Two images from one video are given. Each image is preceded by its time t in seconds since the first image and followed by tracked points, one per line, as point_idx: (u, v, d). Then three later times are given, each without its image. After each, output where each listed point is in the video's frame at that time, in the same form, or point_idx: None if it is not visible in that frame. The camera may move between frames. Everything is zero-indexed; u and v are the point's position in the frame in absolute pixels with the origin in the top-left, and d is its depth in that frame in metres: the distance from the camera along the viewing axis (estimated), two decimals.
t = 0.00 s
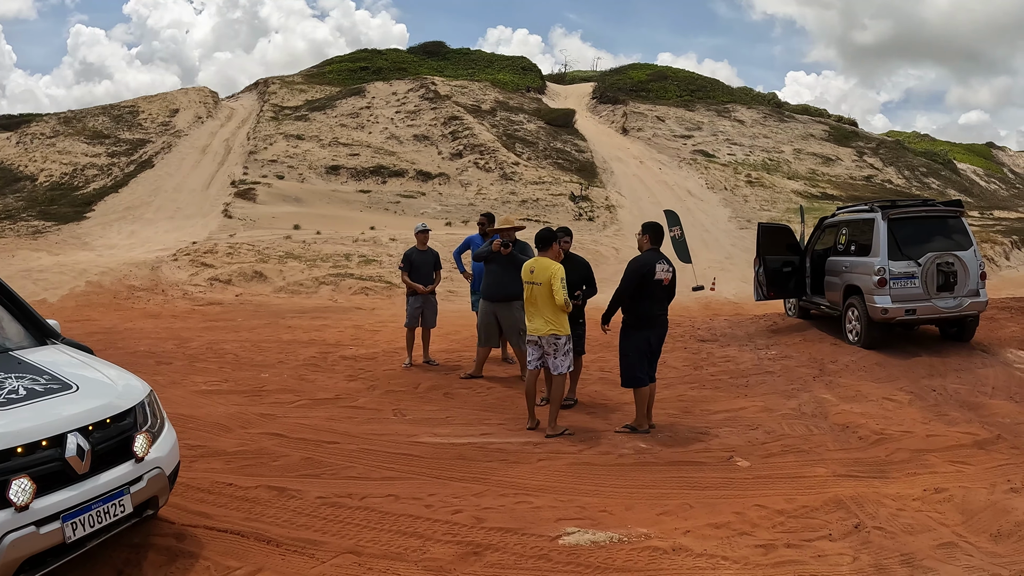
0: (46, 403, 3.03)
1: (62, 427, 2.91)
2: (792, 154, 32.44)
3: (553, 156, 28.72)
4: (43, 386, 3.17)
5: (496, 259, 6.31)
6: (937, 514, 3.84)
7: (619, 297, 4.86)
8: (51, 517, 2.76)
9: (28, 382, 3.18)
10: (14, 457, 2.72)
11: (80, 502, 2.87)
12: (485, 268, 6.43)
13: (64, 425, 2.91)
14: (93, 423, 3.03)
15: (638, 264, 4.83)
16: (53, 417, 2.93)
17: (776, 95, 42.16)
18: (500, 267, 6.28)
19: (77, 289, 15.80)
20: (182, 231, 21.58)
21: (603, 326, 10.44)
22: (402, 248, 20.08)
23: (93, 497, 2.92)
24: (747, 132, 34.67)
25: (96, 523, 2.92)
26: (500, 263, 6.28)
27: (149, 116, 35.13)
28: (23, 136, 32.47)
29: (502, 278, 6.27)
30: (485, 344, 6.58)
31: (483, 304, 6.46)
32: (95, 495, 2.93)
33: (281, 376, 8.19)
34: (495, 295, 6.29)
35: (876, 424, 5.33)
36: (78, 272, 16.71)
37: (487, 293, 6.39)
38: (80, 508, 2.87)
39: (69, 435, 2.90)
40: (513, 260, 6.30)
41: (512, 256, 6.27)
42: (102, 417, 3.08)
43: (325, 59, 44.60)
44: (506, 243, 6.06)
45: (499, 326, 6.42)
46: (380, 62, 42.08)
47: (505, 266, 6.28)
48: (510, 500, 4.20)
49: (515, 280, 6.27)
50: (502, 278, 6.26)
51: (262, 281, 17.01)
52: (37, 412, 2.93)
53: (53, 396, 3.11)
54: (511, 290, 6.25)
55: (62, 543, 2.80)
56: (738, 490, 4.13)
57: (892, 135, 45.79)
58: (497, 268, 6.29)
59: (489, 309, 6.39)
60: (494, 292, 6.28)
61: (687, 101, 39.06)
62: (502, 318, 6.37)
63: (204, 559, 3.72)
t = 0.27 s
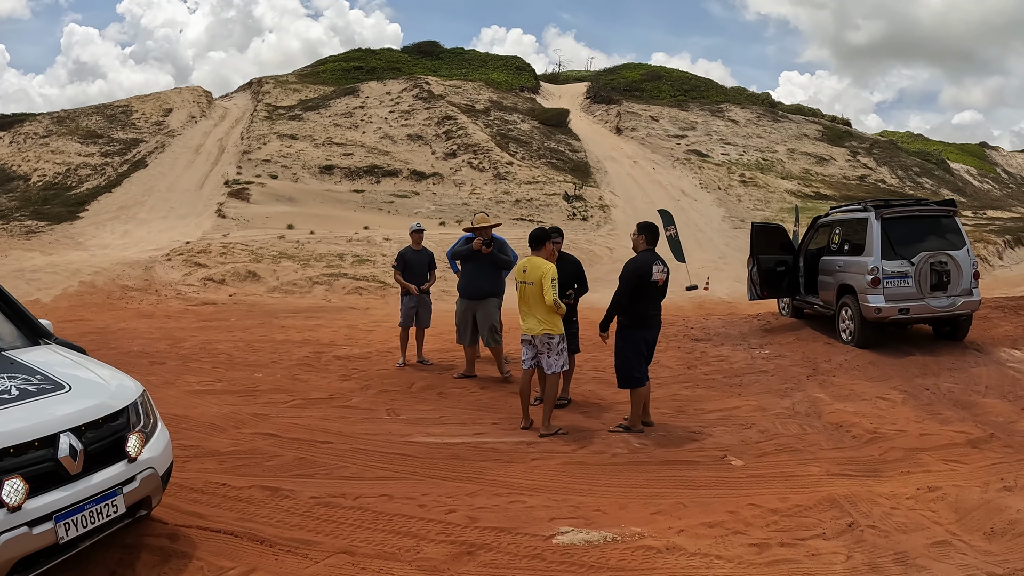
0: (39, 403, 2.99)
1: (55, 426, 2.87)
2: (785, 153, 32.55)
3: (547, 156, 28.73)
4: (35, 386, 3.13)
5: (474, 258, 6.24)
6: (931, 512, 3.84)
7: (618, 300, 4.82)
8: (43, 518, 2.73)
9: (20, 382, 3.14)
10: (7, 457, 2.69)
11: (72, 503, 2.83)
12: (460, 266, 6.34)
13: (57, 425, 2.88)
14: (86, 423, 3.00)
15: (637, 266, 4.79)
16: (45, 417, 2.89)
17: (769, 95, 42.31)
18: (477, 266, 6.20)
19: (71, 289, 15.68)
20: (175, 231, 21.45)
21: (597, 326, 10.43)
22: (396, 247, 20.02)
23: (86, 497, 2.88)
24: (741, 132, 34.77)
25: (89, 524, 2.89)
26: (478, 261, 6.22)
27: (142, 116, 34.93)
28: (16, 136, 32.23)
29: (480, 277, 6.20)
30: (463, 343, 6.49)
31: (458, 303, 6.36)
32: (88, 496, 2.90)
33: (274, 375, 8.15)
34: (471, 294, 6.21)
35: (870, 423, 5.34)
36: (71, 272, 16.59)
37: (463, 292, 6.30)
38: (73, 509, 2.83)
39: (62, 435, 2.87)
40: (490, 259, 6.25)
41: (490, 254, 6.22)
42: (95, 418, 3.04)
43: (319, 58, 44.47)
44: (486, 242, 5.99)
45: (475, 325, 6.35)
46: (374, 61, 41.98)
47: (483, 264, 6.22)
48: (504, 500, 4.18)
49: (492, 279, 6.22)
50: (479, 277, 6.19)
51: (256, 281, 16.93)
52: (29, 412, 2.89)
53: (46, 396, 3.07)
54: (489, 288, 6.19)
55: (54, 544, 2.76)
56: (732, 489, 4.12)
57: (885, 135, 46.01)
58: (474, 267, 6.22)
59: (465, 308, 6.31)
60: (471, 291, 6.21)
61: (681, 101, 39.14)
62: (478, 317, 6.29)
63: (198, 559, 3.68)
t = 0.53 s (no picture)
0: (29, 401, 2.94)
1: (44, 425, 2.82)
2: (781, 154, 32.62)
3: (542, 156, 28.72)
4: (25, 385, 3.08)
5: (462, 259, 6.19)
6: (927, 512, 3.82)
7: (621, 301, 4.73)
8: (33, 517, 2.68)
9: (10, 380, 3.09)
10: None
11: (62, 501, 2.78)
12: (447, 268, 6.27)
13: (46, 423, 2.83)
14: (75, 422, 2.95)
15: (639, 265, 4.74)
16: (35, 415, 2.84)
17: (764, 96, 42.40)
18: (465, 266, 6.16)
19: (65, 288, 15.58)
20: (170, 230, 21.33)
21: (592, 325, 10.41)
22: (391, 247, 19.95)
23: (75, 496, 2.84)
24: (736, 132, 34.83)
25: (79, 522, 2.84)
26: (466, 262, 6.18)
27: (137, 115, 34.75)
28: (11, 135, 32.05)
29: (468, 277, 6.15)
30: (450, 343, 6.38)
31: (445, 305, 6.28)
32: (78, 494, 2.85)
33: (268, 374, 8.09)
34: (460, 295, 6.14)
35: (865, 423, 5.33)
36: (65, 272, 16.47)
37: (450, 293, 6.23)
38: (63, 508, 2.78)
39: (52, 433, 2.83)
40: (478, 259, 6.23)
41: (478, 254, 6.20)
42: (85, 416, 3.00)
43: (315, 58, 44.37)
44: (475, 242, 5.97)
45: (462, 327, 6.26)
46: (369, 61, 41.91)
47: (471, 265, 6.18)
48: (498, 499, 4.14)
49: (481, 280, 6.17)
50: (467, 277, 6.14)
51: (250, 281, 16.84)
52: (20, 410, 2.84)
53: (36, 394, 3.02)
54: (477, 289, 6.14)
55: (44, 542, 2.72)
56: (727, 488, 4.10)
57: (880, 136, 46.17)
58: (463, 267, 6.17)
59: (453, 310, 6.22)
60: (459, 292, 6.13)
61: (676, 101, 39.20)
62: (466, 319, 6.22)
63: (189, 559, 3.64)
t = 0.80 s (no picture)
0: (7, 401, 2.84)
1: (23, 426, 2.73)
2: (777, 154, 32.65)
3: (538, 156, 28.65)
4: (5, 384, 2.98)
5: (454, 259, 6.10)
6: (927, 514, 3.75)
7: (620, 298, 4.63)
8: (12, 520, 2.59)
9: None
10: None
11: (41, 504, 2.69)
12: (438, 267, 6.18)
13: (25, 424, 2.74)
14: (56, 422, 2.85)
15: (639, 262, 4.65)
16: (14, 415, 2.75)
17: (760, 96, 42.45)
18: (457, 267, 6.06)
19: (58, 288, 15.42)
20: (164, 230, 21.17)
21: (587, 325, 10.33)
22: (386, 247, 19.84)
23: (55, 499, 2.74)
24: (732, 132, 34.85)
25: (59, 526, 2.75)
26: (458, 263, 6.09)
27: (131, 115, 34.52)
28: (5, 134, 31.82)
29: (459, 278, 6.05)
30: (434, 344, 6.25)
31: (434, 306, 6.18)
32: (59, 497, 2.76)
33: (259, 374, 7.98)
34: (450, 296, 6.03)
35: (864, 423, 5.26)
36: (58, 272, 16.31)
37: (441, 294, 6.12)
38: (42, 510, 2.69)
39: (31, 434, 2.73)
40: (471, 260, 6.13)
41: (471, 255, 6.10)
42: (66, 416, 2.90)
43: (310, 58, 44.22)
44: (469, 243, 5.88)
45: (449, 329, 6.14)
46: (365, 61, 41.79)
47: (464, 266, 6.09)
48: (490, 502, 4.05)
49: (472, 281, 6.08)
50: (457, 278, 6.04)
51: (244, 281, 16.71)
52: None
53: (16, 393, 2.92)
54: (468, 291, 6.04)
55: (24, 546, 2.63)
56: (723, 491, 4.01)
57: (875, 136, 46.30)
58: (454, 267, 6.08)
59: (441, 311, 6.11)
60: (450, 293, 6.03)
61: (672, 101, 39.21)
62: (454, 321, 6.11)
63: (174, 563, 3.54)
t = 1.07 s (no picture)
0: None
1: None
2: (773, 153, 32.56)
3: (533, 155, 28.47)
4: None
5: (442, 257, 5.89)
6: (935, 523, 3.59)
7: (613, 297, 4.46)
8: None
9: None
10: None
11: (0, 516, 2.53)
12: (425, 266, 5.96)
13: None
14: (17, 429, 2.68)
15: (634, 260, 4.47)
16: None
17: (755, 96, 42.37)
18: (446, 266, 5.86)
19: (47, 288, 15.17)
20: (156, 229, 20.90)
21: (581, 324, 10.15)
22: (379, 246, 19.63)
23: (15, 511, 2.58)
24: (728, 131, 34.74)
25: (20, 539, 2.58)
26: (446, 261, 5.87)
27: (125, 114, 34.19)
28: None
29: (448, 277, 5.86)
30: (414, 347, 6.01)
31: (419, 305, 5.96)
32: (19, 509, 2.59)
33: (245, 375, 7.76)
34: (439, 296, 5.84)
35: (866, 427, 5.11)
36: (47, 271, 16.05)
37: (429, 294, 5.91)
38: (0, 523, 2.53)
39: None
40: (460, 258, 5.93)
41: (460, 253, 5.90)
42: (29, 422, 2.73)
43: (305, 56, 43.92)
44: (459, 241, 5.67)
45: (437, 330, 5.96)
46: (359, 60, 41.52)
47: (453, 265, 5.88)
48: (477, 511, 3.86)
49: (461, 281, 5.90)
50: (446, 278, 5.85)
51: (235, 280, 16.48)
52: None
53: None
54: (457, 291, 5.86)
55: None
56: (721, 499, 3.84)
57: (871, 135, 46.29)
58: (443, 266, 5.87)
59: (429, 311, 5.90)
60: (439, 293, 5.83)
61: (668, 100, 39.10)
62: (442, 322, 5.93)
63: None
